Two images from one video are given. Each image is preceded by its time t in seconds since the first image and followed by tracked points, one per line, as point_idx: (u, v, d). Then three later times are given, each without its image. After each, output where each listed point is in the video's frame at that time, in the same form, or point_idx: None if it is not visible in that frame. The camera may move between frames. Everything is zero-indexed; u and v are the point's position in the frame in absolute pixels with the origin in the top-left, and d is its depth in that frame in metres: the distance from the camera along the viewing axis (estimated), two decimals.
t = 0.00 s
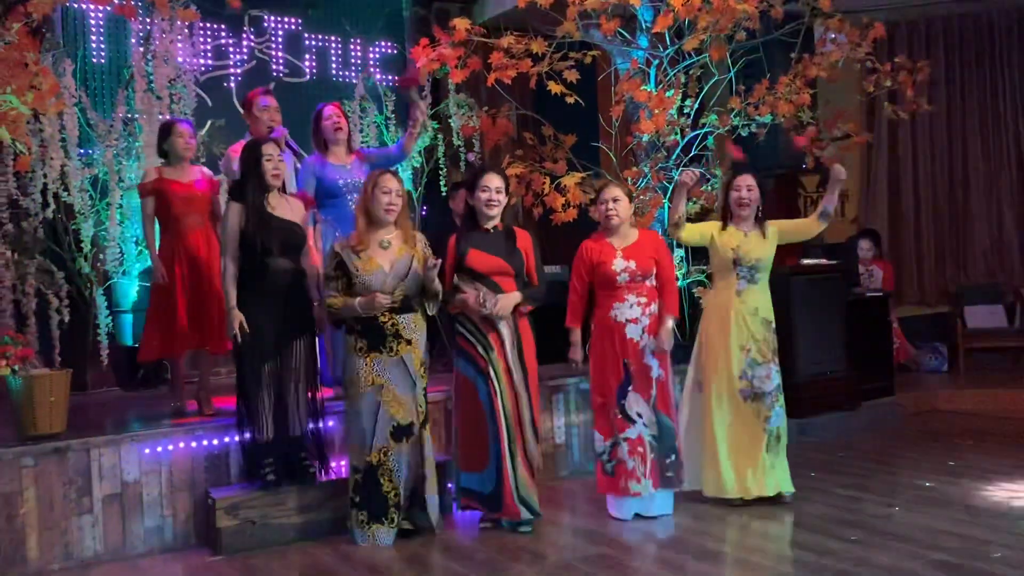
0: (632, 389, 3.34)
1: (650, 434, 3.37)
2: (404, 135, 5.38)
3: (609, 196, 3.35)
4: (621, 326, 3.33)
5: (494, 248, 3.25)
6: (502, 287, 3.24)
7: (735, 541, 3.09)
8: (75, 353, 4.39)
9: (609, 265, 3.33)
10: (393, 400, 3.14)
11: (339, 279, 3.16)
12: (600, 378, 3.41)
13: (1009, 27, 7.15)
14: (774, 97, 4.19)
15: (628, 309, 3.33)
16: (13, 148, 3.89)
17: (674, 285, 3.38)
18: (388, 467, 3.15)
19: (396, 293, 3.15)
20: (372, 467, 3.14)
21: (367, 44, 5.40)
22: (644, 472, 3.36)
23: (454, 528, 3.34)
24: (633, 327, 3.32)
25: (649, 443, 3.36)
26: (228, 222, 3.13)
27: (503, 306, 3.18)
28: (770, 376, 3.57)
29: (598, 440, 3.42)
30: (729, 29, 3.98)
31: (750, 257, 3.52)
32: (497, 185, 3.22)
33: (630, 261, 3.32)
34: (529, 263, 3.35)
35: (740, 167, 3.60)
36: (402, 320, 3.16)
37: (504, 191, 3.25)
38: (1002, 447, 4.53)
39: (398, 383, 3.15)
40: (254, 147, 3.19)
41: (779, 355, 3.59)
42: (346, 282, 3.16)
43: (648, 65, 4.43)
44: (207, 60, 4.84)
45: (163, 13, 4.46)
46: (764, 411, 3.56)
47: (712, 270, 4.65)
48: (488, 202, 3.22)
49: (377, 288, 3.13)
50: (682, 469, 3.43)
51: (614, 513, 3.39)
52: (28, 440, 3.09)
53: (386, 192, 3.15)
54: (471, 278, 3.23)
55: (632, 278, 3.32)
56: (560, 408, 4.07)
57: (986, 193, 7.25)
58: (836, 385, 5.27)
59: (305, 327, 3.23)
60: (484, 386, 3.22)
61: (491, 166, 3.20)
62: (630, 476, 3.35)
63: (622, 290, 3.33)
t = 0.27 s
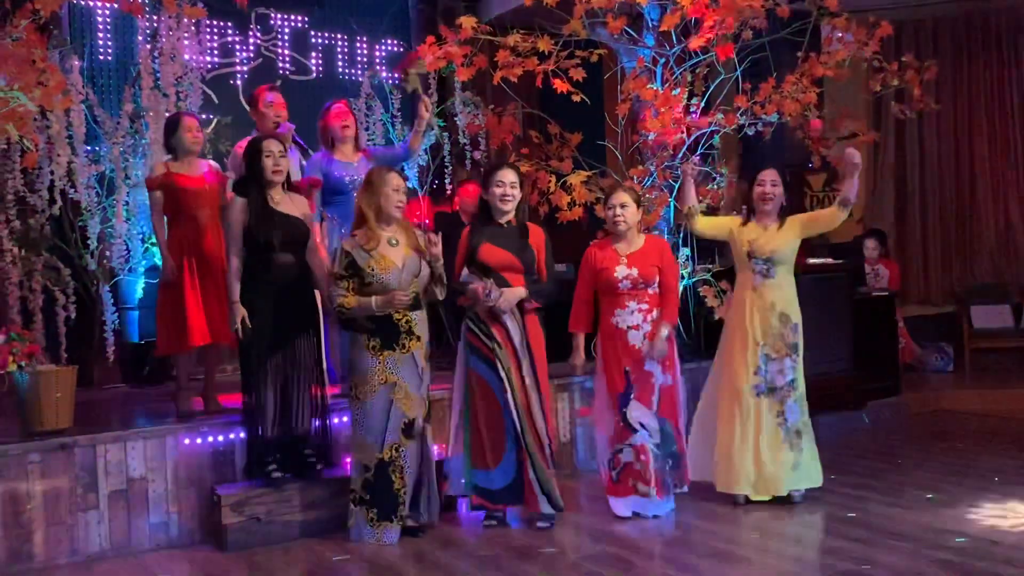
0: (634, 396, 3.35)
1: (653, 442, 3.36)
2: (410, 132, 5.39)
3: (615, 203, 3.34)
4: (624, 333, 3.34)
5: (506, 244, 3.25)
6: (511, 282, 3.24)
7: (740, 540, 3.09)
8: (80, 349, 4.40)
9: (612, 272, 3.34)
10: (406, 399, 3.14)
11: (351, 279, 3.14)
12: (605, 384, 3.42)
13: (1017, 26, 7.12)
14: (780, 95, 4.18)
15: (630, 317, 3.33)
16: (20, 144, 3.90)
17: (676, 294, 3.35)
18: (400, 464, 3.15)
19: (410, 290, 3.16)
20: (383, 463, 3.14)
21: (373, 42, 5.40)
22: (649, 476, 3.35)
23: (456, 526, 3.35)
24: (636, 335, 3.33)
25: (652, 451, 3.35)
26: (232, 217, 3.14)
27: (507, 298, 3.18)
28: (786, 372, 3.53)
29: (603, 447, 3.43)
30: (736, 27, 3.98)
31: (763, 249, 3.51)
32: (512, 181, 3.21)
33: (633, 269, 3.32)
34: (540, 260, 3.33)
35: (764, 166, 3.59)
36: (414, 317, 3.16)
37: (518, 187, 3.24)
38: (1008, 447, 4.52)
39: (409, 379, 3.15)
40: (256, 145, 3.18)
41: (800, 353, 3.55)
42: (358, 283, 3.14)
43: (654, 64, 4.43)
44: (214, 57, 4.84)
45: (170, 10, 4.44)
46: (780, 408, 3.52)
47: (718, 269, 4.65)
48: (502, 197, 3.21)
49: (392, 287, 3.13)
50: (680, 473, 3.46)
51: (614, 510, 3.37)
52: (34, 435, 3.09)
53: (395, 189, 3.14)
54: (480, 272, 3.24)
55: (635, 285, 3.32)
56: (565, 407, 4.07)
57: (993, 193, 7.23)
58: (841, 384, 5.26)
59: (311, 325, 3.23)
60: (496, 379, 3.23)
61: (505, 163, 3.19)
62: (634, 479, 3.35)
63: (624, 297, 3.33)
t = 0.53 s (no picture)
0: (629, 386, 3.32)
1: (644, 434, 3.34)
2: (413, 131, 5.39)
3: (617, 194, 3.33)
4: (623, 324, 3.32)
5: (516, 243, 3.25)
6: (522, 281, 3.24)
7: (744, 540, 3.08)
8: (84, 347, 4.41)
9: (614, 261, 3.31)
10: (410, 398, 3.14)
11: (359, 280, 3.13)
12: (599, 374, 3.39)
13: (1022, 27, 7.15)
14: (784, 95, 4.18)
15: (631, 306, 3.31)
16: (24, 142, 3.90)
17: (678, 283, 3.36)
18: (404, 464, 3.15)
19: (416, 291, 3.17)
20: (388, 463, 3.13)
21: (377, 41, 5.41)
22: (636, 469, 3.33)
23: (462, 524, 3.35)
24: (636, 325, 3.31)
25: (643, 442, 3.33)
26: (238, 219, 3.12)
27: (517, 298, 3.19)
28: (788, 374, 3.50)
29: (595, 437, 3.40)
30: (741, 27, 3.99)
31: (765, 251, 3.50)
32: (524, 181, 3.21)
33: (635, 258, 3.30)
34: (552, 256, 3.33)
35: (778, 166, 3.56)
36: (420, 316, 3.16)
37: (531, 184, 3.24)
38: (1011, 447, 4.51)
39: (412, 378, 3.15)
40: (256, 147, 3.18)
41: (806, 357, 3.50)
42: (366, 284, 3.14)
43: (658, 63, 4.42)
44: (218, 55, 4.85)
45: (174, 9, 4.45)
46: (778, 412, 3.51)
47: (721, 269, 4.64)
48: (515, 195, 3.22)
49: (400, 288, 3.14)
50: (670, 469, 3.39)
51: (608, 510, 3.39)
52: (38, 433, 3.10)
53: (403, 188, 3.15)
54: (495, 272, 3.24)
55: (637, 275, 3.31)
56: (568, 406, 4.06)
57: (998, 191, 7.29)
58: (843, 384, 5.26)
59: (314, 324, 3.23)
60: (502, 379, 3.22)
61: (518, 160, 3.20)
62: (621, 473, 3.33)
63: (626, 287, 3.31)
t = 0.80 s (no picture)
0: (626, 391, 3.33)
1: (639, 439, 3.36)
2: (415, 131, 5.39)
3: (616, 197, 3.34)
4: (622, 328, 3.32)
5: (517, 243, 3.24)
6: (526, 285, 3.22)
7: (746, 540, 3.08)
8: (87, 345, 4.42)
9: (615, 264, 3.32)
10: (412, 397, 3.14)
11: (362, 279, 3.10)
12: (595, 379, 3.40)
13: None
14: (788, 94, 4.16)
15: (631, 310, 3.32)
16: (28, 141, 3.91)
17: (674, 286, 3.46)
18: (406, 463, 3.15)
19: (418, 291, 3.16)
20: (391, 462, 3.13)
21: (380, 40, 5.41)
22: (627, 473, 3.36)
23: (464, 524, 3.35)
24: (636, 329, 3.32)
25: (638, 447, 3.36)
26: (237, 214, 3.13)
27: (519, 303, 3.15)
28: (790, 372, 3.48)
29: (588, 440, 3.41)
30: (744, 26, 3.99)
31: (764, 250, 3.51)
32: (529, 182, 3.21)
33: (636, 262, 3.32)
34: (555, 256, 3.32)
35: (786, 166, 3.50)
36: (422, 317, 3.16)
37: (534, 186, 3.23)
38: (1014, 447, 4.51)
39: (414, 379, 3.15)
40: (259, 144, 3.19)
41: (805, 356, 3.47)
42: (370, 283, 3.11)
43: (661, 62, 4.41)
44: (221, 54, 4.85)
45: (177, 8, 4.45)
46: (783, 409, 3.50)
47: (723, 268, 4.64)
48: (517, 197, 3.21)
49: (403, 287, 3.12)
50: (664, 474, 3.41)
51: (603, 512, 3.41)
52: (41, 432, 3.10)
53: (406, 188, 3.15)
54: (504, 278, 3.24)
55: (637, 279, 3.33)
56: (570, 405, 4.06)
57: (1002, 190, 7.27)
58: (845, 384, 5.26)
59: (316, 322, 3.23)
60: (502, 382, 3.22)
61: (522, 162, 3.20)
62: (615, 478, 3.36)
63: (626, 291, 3.33)
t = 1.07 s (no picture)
0: (634, 391, 3.35)
1: (649, 438, 3.38)
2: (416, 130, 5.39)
3: (623, 196, 3.32)
4: (630, 328, 3.34)
5: (517, 239, 3.24)
6: (525, 280, 3.22)
7: (747, 539, 3.07)
8: (87, 344, 4.43)
9: (624, 265, 3.33)
10: (406, 395, 3.14)
11: (358, 269, 3.14)
12: (599, 378, 3.39)
13: None
14: (788, 93, 4.16)
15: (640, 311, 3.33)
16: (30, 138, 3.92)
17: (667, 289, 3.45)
18: (400, 463, 3.15)
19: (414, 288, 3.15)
20: (384, 460, 3.13)
21: (381, 38, 5.41)
22: (640, 474, 3.37)
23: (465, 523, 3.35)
24: (643, 329, 3.35)
25: (647, 446, 3.38)
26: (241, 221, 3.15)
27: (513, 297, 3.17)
28: (783, 371, 3.49)
29: (594, 441, 3.40)
30: (745, 25, 3.98)
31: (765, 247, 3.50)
32: (525, 177, 3.22)
33: (644, 263, 3.35)
34: (552, 251, 3.30)
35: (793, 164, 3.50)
36: (418, 314, 3.16)
37: (531, 182, 3.25)
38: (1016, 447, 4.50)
39: (411, 378, 3.15)
40: (259, 147, 3.18)
41: (800, 355, 3.48)
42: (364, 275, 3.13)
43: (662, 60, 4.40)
44: (222, 53, 4.86)
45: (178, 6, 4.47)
46: (776, 406, 3.51)
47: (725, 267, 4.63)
48: (513, 193, 3.22)
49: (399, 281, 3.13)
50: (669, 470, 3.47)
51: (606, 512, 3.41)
52: (42, 429, 3.10)
53: (406, 185, 3.15)
54: (502, 273, 3.25)
55: (646, 280, 3.35)
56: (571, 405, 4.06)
57: (1003, 188, 7.20)
58: (846, 383, 5.25)
59: (316, 321, 3.23)
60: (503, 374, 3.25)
61: (520, 158, 3.22)
62: (627, 478, 3.35)
63: (635, 291, 3.33)
